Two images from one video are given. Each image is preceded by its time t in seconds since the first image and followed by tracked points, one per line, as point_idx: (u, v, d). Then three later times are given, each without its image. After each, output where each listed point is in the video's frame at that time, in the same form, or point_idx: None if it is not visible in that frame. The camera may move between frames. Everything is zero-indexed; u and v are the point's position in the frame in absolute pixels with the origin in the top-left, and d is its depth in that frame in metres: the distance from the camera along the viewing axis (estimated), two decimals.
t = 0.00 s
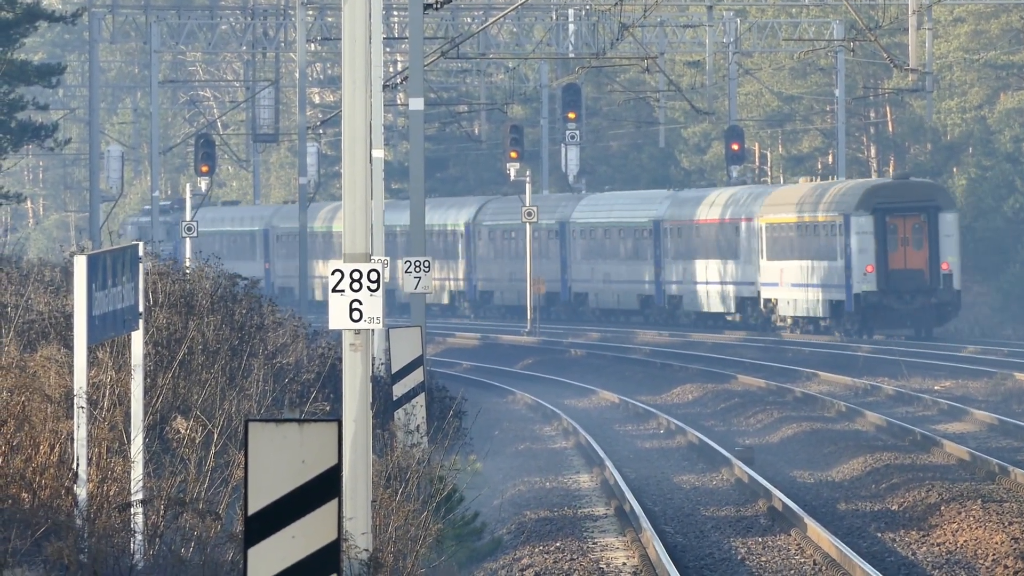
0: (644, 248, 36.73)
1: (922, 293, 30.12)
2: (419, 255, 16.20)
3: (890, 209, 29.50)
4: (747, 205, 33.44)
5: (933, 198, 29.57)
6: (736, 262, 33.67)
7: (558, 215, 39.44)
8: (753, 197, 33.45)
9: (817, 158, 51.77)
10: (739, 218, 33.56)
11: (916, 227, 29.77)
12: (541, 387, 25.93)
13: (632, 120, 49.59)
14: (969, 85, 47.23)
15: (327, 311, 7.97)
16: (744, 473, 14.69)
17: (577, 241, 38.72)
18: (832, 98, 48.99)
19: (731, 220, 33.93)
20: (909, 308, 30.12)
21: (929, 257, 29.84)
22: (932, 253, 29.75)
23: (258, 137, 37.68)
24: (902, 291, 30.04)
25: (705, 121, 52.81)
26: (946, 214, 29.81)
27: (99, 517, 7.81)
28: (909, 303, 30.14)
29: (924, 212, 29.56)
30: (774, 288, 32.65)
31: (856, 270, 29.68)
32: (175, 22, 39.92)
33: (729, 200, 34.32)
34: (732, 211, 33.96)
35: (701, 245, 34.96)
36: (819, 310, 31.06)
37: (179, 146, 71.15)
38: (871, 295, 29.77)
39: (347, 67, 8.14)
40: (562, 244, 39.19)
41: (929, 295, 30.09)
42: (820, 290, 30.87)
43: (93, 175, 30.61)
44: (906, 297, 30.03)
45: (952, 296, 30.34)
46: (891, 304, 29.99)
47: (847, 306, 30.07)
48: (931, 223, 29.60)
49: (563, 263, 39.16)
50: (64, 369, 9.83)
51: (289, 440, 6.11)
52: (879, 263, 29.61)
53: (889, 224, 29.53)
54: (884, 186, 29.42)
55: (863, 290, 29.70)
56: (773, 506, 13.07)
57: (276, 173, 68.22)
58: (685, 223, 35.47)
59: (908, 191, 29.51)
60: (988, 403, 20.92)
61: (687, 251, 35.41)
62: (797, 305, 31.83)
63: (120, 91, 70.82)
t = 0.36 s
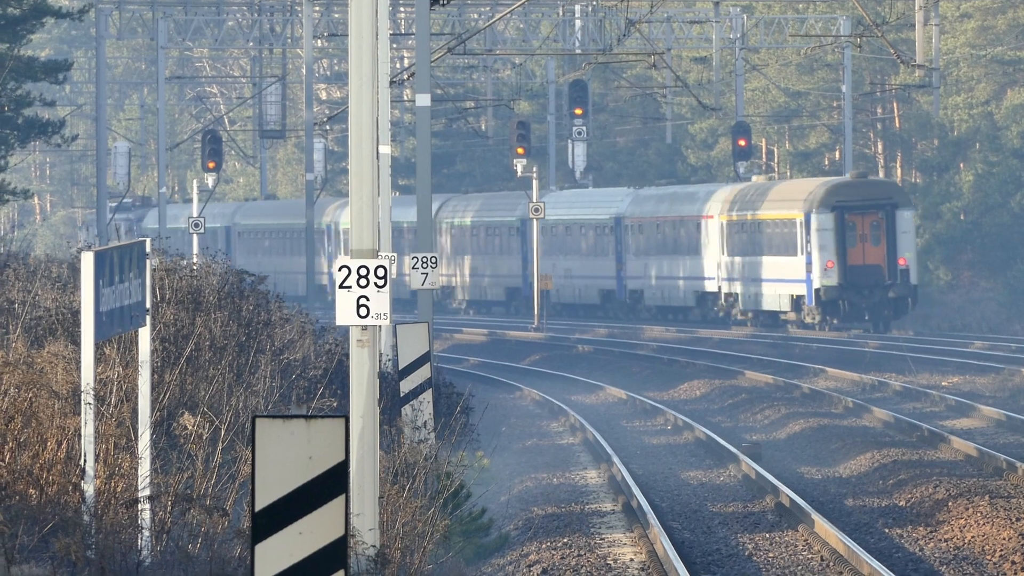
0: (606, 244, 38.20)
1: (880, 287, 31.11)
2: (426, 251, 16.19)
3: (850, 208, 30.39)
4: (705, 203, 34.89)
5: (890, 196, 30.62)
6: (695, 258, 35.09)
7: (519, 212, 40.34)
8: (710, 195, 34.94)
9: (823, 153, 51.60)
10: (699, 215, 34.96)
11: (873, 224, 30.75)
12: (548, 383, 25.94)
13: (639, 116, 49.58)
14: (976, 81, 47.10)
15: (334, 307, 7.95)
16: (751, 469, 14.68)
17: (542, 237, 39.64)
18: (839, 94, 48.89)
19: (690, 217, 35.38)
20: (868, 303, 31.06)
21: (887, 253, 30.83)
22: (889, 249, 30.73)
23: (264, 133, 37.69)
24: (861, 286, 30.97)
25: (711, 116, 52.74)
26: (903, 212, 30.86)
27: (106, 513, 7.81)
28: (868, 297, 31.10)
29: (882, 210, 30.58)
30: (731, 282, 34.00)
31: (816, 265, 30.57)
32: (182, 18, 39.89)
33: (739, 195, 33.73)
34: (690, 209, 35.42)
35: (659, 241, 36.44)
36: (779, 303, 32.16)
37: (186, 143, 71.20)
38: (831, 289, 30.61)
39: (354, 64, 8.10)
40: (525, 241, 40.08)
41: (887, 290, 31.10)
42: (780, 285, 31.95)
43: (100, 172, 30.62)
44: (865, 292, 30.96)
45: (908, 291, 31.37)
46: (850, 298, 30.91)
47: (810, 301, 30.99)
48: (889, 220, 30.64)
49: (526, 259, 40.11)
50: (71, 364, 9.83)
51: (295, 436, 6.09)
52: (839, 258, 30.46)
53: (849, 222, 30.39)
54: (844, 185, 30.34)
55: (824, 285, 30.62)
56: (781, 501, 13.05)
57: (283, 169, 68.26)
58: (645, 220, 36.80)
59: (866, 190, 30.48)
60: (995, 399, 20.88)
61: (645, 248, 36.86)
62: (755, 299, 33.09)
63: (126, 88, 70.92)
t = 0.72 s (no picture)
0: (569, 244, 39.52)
1: (840, 285, 32.53)
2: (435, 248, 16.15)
3: (812, 208, 31.70)
4: (668, 204, 36.05)
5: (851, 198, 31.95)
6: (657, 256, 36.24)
7: (483, 211, 42.32)
8: (673, 196, 36.11)
9: (832, 152, 51.49)
10: (661, 215, 36.08)
11: (834, 223, 32.13)
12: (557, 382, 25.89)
13: (649, 115, 49.56)
14: (986, 80, 46.88)
15: (343, 306, 7.92)
16: (760, 468, 14.63)
17: (502, 235, 41.28)
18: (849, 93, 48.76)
19: (652, 217, 36.50)
20: (828, 299, 32.51)
21: (846, 252, 32.23)
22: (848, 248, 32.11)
23: (274, 132, 37.68)
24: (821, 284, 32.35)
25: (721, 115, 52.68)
26: (863, 211, 32.26)
27: (116, 512, 7.80)
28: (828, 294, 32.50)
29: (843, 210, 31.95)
30: (722, 282, 34.03)
31: (779, 263, 31.84)
32: (191, 17, 39.90)
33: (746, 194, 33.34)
34: (652, 209, 36.59)
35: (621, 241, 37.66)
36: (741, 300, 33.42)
37: (196, 141, 71.33)
38: (794, 286, 31.90)
39: (362, 64, 8.08)
40: (488, 239, 41.96)
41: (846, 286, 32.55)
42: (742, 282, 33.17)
43: (110, 171, 30.57)
44: (825, 289, 32.34)
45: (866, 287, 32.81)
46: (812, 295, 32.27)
47: (772, 297, 32.23)
48: (849, 220, 32.03)
49: (489, 257, 41.94)
50: (81, 363, 9.82)
51: (304, 436, 6.07)
52: (801, 257, 31.75)
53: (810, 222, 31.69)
54: (806, 187, 31.66)
55: (786, 283, 31.88)
56: (790, 500, 13.01)
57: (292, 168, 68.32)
58: (608, 220, 37.90)
59: (828, 191, 31.81)
60: (1005, 398, 20.79)
61: (608, 247, 38.00)
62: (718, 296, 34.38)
63: (137, 87, 71.06)
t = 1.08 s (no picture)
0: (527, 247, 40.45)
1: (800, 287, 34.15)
2: (442, 250, 16.15)
3: (769, 211, 33.37)
4: (629, 207, 37.54)
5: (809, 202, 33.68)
6: (617, 258, 37.98)
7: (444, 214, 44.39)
8: (633, 200, 37.56)
9: (839, 154, 51.43)
10: (623, 218, 37.56)
11: (793, 226, 33.79)
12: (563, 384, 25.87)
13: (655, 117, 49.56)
14: (992, 82, 46.70)
15: (349, 307, 7.93)
16: (766, 470, 14.59)
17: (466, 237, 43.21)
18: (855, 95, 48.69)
19: (614, 220, 38.03)
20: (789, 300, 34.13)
21: (804, 254, 33.90)
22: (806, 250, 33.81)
23: (280, 134, 37.69)
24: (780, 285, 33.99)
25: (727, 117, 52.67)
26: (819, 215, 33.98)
27: (122, 514, 7.79)
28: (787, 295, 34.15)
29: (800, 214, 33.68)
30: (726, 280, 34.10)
31: (739, 265, 33.42)
32: (198, 19, 39.93)
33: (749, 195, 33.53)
34: (613, 212, 38.09)
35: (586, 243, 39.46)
36: (701, 300, 35.13)
37: (202, 143, 71.48)
38: (753, 288, 33.52)
39: (370, 66, 8.09)
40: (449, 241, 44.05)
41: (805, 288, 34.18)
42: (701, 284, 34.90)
43: (116, 173, 30.56)
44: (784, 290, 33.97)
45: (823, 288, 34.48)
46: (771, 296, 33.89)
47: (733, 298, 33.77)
48: (806, 223, 33.74)
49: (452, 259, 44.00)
50: (87, 365, 9.82)
51: (311, 439, 6.06)
52: (760, 259, 33.39)
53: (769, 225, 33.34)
54: (764, 192, 33.37)
55: (745, 284, 33.51)
56: (796, 503, 12.98)
57: (298, 171, 68.50)
58: (572, 224, 39.57)
59: (786, 195, 33.52)
60: (1011, 400, 20.72)
61: (571, 249, 39.78)
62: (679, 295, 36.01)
63: (143, 89, 71.21)
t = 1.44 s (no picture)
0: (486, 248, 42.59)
1: (754, 286, 36.11)
2: (446, 252, 16.14)
3: (724, 215, 35.29)
4: (586, 211, 39.26)
5: (764, 206, 35.55)
6: (575, 260, 39.76)
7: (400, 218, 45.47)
8: (590, 205, 39.34)
9: (842, 156, 51.37)
10: (581, 221, 39.40)
11: (748, 229, 35.65)
12: (566, 387, 25.84)
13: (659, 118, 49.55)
14: (995, 84, 46.56)
15: (354, 308, 7.91)
16: (770, 473, 14.57)
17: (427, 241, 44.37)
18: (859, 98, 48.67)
19: (573, 223, 39.82)
20: (743, 300, 36.07)
21: (758, 256, 35.71)
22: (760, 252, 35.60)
23: (284, 136, 37.67)
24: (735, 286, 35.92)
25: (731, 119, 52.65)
26: (773, 218, 35.78)
27: (125, 516, 7.79)
28: (741, 295, 36.07)
29: (755, 217, 35.48)
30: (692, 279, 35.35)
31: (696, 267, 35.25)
32: (201, 21, 39.91)
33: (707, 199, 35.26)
34: (572, 216, 39.79)
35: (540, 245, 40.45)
36: (659, 301, 36.58)
37: (206, 145, 71.54)
38: (709, 288, 35.40)
39: (374, 67, 8.09)
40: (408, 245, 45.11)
41: (760, 287, 36.11)
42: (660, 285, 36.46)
43: (119, 175, 30.54)
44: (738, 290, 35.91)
45: (777, 288, 36.36)
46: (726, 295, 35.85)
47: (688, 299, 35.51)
48: (761, 226, 35.57)
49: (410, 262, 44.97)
50: (90, 367, 9.81)
51: (314, 441, 6.06)
52: (716, 261, 35.30)
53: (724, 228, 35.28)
54: (720, 196, 35.29)
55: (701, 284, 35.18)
56: (799, 505, 12.96)
57: (301, 173, 68.61)
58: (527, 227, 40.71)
59: (741, 200, 35.38)
60: (1014, 402, 20.69)
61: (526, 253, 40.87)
62: (637, 297, 37.63)
63: (147, 91, 71.26)
